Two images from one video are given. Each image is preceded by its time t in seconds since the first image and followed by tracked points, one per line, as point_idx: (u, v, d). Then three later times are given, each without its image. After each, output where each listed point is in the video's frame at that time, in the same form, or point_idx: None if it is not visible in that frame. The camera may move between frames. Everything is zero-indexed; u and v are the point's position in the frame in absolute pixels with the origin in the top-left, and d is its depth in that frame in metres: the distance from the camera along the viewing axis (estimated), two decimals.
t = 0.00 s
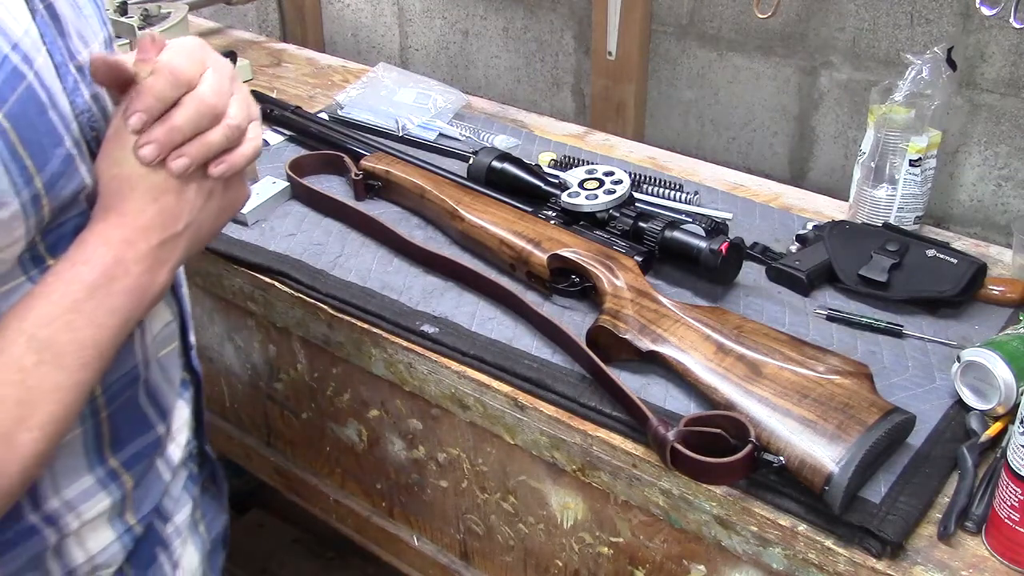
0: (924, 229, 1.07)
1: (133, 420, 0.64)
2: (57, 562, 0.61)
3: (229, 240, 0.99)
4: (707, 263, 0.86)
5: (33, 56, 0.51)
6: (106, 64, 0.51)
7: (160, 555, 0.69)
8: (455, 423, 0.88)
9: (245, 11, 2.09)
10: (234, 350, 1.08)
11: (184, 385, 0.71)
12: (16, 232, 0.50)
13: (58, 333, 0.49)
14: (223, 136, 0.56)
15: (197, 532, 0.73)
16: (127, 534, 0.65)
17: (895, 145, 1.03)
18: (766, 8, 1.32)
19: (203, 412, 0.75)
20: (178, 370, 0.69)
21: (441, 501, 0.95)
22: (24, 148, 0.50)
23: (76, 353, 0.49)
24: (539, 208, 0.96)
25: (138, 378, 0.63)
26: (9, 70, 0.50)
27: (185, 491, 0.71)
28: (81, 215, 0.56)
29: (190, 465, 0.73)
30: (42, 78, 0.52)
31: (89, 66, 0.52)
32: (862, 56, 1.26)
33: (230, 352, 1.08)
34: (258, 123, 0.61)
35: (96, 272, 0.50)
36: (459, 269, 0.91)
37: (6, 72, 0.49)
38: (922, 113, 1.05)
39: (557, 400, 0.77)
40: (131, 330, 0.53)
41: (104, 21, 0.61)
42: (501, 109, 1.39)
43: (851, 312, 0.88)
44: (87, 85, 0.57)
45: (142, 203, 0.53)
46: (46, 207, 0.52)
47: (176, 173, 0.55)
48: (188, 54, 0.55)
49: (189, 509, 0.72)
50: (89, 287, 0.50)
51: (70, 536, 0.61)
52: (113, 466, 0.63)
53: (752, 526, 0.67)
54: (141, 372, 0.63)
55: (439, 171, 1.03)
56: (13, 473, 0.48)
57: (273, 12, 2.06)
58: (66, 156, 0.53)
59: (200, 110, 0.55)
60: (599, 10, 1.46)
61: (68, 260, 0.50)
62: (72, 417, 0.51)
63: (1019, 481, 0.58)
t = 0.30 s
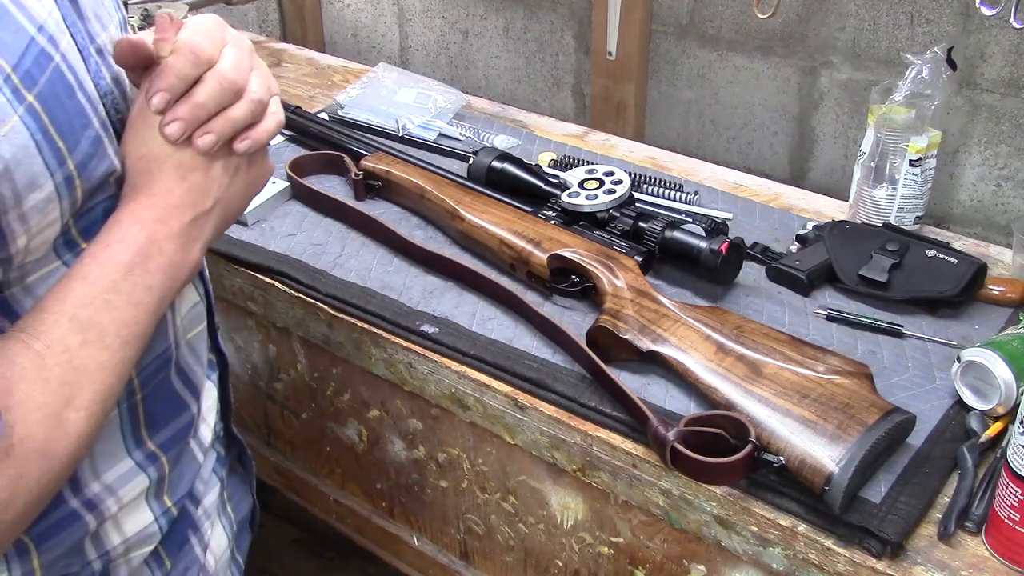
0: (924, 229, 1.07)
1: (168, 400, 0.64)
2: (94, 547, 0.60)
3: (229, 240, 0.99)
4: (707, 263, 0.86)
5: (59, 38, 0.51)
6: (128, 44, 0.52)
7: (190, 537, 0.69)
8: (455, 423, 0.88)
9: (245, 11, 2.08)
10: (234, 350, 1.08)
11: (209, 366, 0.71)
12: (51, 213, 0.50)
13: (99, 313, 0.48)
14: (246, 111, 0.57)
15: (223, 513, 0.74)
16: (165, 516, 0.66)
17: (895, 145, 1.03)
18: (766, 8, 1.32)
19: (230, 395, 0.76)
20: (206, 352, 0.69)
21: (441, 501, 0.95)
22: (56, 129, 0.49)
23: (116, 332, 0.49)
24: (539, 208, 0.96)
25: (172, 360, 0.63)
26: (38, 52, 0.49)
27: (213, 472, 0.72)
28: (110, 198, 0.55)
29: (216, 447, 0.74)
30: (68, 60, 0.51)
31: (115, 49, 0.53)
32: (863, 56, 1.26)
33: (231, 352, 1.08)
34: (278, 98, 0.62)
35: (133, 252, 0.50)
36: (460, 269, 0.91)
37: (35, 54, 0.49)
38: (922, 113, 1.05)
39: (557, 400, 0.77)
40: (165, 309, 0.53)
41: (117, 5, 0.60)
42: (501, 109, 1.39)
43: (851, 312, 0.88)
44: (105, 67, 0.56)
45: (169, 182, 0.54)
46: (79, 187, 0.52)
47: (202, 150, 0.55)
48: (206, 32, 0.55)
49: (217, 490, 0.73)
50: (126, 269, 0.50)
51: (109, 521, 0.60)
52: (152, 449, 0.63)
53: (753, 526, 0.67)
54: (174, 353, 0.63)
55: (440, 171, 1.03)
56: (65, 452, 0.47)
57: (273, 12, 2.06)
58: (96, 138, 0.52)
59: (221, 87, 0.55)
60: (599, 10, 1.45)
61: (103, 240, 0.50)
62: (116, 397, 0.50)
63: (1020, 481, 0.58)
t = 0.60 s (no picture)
0: (924, 229, 1.07)
1: (161, 407, 0.64)
2: (80, 557, 0.60)
3: (230, 240, 0.99)
4: (707, 263, 0.86)
5: (62, 42, 0.51)
6: (137, 57, 0.53)
7: (179, 547, 0.69)
8: (455, 423, 0.88)
9: (245, 11, 2.08)
10: (234, 350, 1.08)
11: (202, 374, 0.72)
12: (48, 218, 0.50)
13: (95, 319, 0.48)
14: (251, 116, 0.57)
15: (216, 522, 0.74)
16: (154, 526, 0.66)
17: (895, 145, 1.03)
18: (766, 8, 1.32)
19: (223, 401, 0.76)
20: (200, 359, 0.70)
21: (441, 501, 0.95)
22: (57, 133, 0.50)
23: (112, 338, 0.49)
24: (539, 208, 0.96)
25: (164, 367, 0.63)
26: (40, 55, 0.50)
27: (205, 480, 0.72)
28: (111, 203, 0.56)
29: (209, 455, 0.74)
30: (71, 64, 0.52)
31: (123, 63, 0.54)
32: (862, 56, 1.26)
33: (230, 352, 1.08)
34: (284, 104, 0.62)
35: (131, 258, 0.50)
36: (460, 269, 0.91)
37: (37, 57, 0.49)
38: (922, 113, 1.05)
39: (557, 401, 0.77)
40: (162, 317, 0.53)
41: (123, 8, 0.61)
42: (501, 109, 1.39)
43: (851, 312, 0.88)
44: (111, 70, 0.57)
45: (170, 188, 0.54)
46: (79, 193, 0.52)
47: (205, 154, 0.55)
48: (211, 37, 0.56)
49: (210, 498, 0.73)
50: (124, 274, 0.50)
51: (94, 533, 0.60)
52: (140, 458, 0.63)
53: (753, 526, 0.67)
54: (167, 359, 0.63)
55: (440, 171, 1.03)
56: (57, 459, 0.47)
57: (273, 12, 2.06)
58: (97, 142, 0.53)
59: (227, 92, 0.56)
60: (599, 10, 1.45)
61: (102, 246, 0.50)
62: (111, 404, 0.50)
63: (1019, 481, 0.58)
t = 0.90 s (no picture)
0: (924, 229, 1.07)
1: (140, 420, 0.63)
2: (54, 568, 0.60)
3: (230, 240, 0.99)
4: (707, 263, 0.86)
5: (44, 52, 0.51)
6: (126, 72, 0.53)
7: (160, 558, 0.68)
8: (455, 423, 0.88)
9: (245, 11, 2.08)
10: (234, 350, 1.08)
11: (187, 386, 0.71)
12: (24, 231, 0.49)
13: (65, 335, 0.48)
14: (241, 133, 0.57)
15: (199, 532, 0.74)
16: (131, 538, 0.65)
17: (895, 146, 1.03)
18: (766, 8, 1.32)
19: (208, 411, 0.76)
20: (184, 371, 0.69)
21: (441, 501, 0.95)
22: (34, 145, 0.49)
23: (81, 356, 0.49)
24: (539, 208, 0.96)
25: (144, 378, 0.62)
26: (19, 67, 0.49)
27: (187, 492, 0.72)
28: (91, 216, 0.55)
29: (193, 465, 0.74)
30: (52, 75, 0.51)
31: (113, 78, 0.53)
32: (862, 56, 1.26)
33: (231, 352, 1.08)
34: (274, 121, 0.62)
35: (106, 274, 0.50)
36: (460, 269, 0.91)
37: (16, 68, 0.49)
38: (922, 114, 1.05)
39: (557, 400, 0.77)
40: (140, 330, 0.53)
41: (117, 15, 0.62)
42: (501, 109, 1.39)
43: (851, 312, 0.88)
44: (100, 78, 0.57)
45: (151, 204, 0.53)
46: (56, 206, 0.51)
47: (192, 172, 0.55)
48: (203, 52, 0.56)
49: (192, 509, 0.72)
50: (98, 289, 0.49)
51: (68, 543, 0.60)
52: (116, 468, 0.62)
53: (753, 526, 0.67)
54: (147, 371, 0.62)
55: (440, 171, 1.03)
56: (17, 476, 0.47)
57: (273, 12, 2.06)
58: (77, 154, 0.52)
59: (217, 109, 0.55)
60: (599, 10, 1.46)
61: (79, 259, 0.50)
62: (78, 420, 0.50)
63: (1019, 482, 0.58)
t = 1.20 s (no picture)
0: (924, 229, 1.07)
1: (127, 421, 0.63)
2: (42, 570, 0.59)
3: (230, 240, 0.99)
4: (707, 263, 0.86)
5: (24, 52, 0.51)
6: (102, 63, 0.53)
7: (153, 560, 0.68)
8: (455, 423, 0.88)
9: (245, 11, 2.08)
10: (234, 350, 1.08)
11: (179, 388, 0.71)
12: (5, 233, 0.49)
13: (45, 335, 0.48)
14: (217, 126, 0.56)
15: (192, 535, 0.74)
16: (120, 540, 0.65)
17: (895, 145, 1.03)
18: (766, 8, 1.32)
19: (201, 412, 0.76)
20: (175, 372, 0.69)
21: (441, 501, 0.95)
22: (11, 146, 0.49)
23: (63, 356, 0.49)
24: (539, 208, 0.96)
25: (132, 380, 0.62)
26: None
27: (181, 494, 0.72)
28: (74, 216, 0.55)
29: (186, 467, 0.74)
30: (33, 75, 0.51)
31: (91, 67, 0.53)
32: (862, 56, 1.26)
33: (231, 352, 1.08)
34: (255, 115, 0.61)
35: (87, 273, 0.50)
36: (460, 269, 0.91)
37: None
38: (922, 114, 1.05)
39: (557, 400, 0.78)
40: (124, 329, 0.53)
41: (103, 14, 0.61)
42: (501, 109, 1.39)
43: (851, 312, 0.88)
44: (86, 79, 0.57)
45: (133, 203, 0.53)
46: (38, 207, 0.51)
47: (169, 164, 0.54)
48: (178, 44, 0.55)
49: (185, 511, 0.72)
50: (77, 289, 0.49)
51: (57, 545, 0.60)
52: (105, 470, 0.62)
53: (753, 526, 0.67)
54: (136, 373, 0.62)
55: (439, 171, 1.03)
56: None
57: (273, 12, 2.06)
58: (59, 155, 0.52)
59: (192, 101, 0.54)
60: (599, 10, 1.46)
61: (59, 260, 0.50)
62: (60, 422, 0.50)
63: (1019, 481, 0.58)
